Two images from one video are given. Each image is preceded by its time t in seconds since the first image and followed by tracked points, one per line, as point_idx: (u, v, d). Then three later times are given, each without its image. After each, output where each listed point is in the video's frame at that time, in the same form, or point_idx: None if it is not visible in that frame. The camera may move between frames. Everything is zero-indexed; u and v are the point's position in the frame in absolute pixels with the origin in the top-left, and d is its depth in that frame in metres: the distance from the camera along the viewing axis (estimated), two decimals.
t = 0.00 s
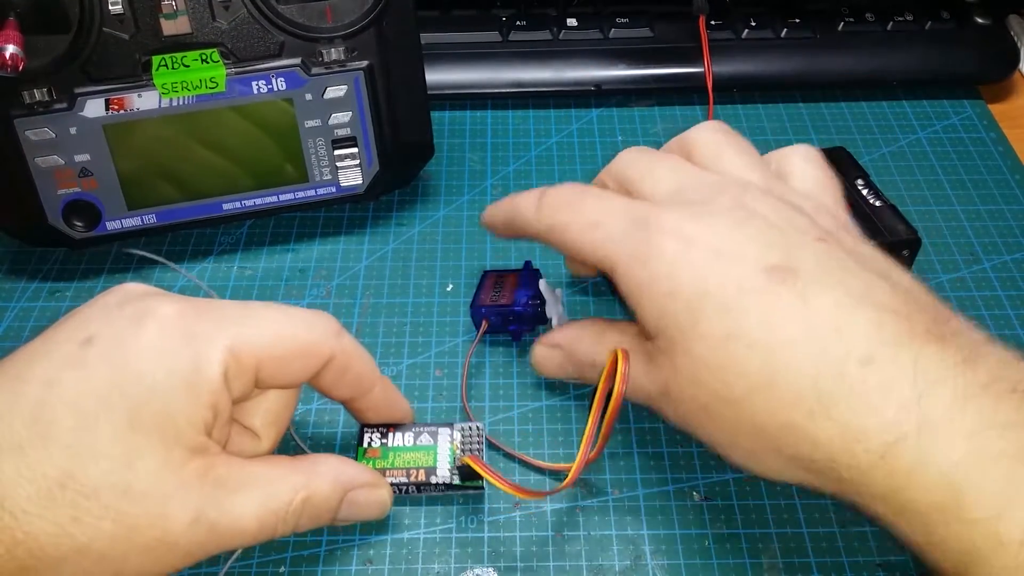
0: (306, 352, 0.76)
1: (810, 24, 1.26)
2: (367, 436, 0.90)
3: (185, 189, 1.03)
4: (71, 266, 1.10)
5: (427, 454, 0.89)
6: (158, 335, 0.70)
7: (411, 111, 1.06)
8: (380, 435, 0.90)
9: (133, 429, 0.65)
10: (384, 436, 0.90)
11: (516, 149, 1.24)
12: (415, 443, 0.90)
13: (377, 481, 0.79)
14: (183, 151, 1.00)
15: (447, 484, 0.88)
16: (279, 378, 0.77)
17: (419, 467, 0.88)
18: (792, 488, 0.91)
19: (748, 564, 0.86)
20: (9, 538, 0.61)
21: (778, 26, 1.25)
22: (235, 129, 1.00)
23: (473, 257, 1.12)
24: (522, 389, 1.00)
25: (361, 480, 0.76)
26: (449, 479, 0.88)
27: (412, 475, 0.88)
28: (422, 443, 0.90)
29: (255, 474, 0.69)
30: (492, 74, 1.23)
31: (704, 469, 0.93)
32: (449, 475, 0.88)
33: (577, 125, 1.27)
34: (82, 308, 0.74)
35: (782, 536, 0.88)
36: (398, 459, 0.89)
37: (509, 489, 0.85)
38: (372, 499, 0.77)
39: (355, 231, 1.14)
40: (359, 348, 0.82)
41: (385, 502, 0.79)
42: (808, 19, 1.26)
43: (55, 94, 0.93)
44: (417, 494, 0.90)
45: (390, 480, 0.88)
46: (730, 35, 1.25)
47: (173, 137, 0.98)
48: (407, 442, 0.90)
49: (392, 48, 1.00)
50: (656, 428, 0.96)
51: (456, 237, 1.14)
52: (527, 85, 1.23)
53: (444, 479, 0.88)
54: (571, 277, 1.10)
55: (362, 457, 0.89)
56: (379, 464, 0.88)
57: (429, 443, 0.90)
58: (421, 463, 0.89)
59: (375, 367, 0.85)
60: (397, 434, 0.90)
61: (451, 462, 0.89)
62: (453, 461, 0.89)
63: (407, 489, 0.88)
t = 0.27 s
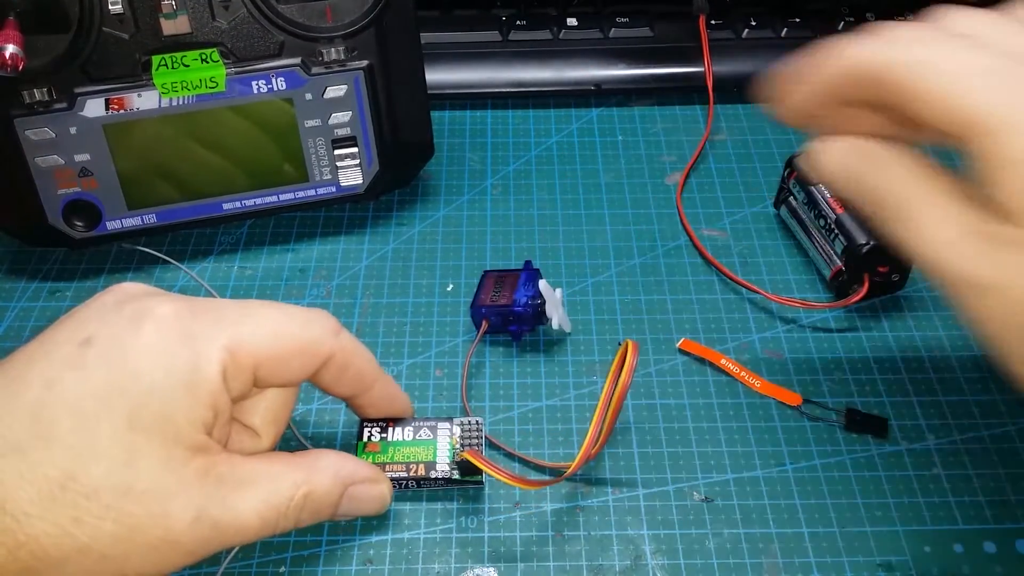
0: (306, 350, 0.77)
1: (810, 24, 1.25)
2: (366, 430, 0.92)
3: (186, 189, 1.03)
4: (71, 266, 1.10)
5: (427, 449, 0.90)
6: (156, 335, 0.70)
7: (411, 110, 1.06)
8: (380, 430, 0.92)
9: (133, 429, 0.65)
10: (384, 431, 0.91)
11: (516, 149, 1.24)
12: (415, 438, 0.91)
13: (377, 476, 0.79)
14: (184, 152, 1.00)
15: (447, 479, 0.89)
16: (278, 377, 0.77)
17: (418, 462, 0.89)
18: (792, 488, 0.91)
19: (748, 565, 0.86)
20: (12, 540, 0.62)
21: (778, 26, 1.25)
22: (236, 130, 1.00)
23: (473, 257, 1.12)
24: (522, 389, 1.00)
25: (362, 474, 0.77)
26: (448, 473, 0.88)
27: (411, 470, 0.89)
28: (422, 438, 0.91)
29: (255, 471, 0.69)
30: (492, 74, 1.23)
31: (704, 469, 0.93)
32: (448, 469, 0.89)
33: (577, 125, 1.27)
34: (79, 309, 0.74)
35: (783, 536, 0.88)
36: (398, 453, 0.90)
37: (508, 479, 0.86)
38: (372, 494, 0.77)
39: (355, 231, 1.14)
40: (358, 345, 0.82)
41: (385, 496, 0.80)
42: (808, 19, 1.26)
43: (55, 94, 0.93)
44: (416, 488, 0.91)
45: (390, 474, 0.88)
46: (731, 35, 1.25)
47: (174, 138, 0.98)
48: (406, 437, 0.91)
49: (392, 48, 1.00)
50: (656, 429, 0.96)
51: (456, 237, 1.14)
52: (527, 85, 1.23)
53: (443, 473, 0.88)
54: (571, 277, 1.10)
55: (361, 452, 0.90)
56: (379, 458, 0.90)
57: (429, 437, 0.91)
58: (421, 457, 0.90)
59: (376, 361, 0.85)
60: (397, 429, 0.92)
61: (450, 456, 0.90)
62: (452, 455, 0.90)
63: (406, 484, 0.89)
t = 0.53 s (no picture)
0: (324, 343, 0.76)
1: (810, 24, 1.25)
2: (383, 428, 0.91)
3: (189, 189, 1.04)
4: (71, 266, 1.10)
5: (444, 450, 0.90)
6: (173, 339, 0.71)
7: (411, 110, 1.06)
8: (397, 429, 0.91)
9: (153, 436, 0.65)
10: (401, 430, 0.91)
11: (516, 149, 1.24)
12: (432, 438, 0.91)
13: (396, 479, 0.79)
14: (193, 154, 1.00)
15: (465, 481, 0.89)
16: (297, 373, 0.77)
17: (437, 464, 0.89)
18: (792, 488, 0.91)
19: (748, 565, 0.86)
20: (37, 553, 0.61)
21: (778, 26, 1.25)
22: (246, 132, 1.00)
23: (473, 257, 1.12)
24: (522, 389, 1.00)
25: (379, 479, 0.77)
26: (467, 476, 0.89)
27: (430, 472, 0.89)
28: (439, 437, 0.91)
29: (279, 476, 0.70)
30: (492, 73, 1.23)
31: (704, 469, 0.93)
32: (467, 472, 0.89)
33: (577, 125, 1.27)
34: (96, 314, 0.74)
35: (782, 536, 0.88)
36: (416, 455, 0.90)
37: (520, 502, 0.84)
38: (391, 497, 0.78)
39: (355, 231, 1.14)
40: (378, 333, 0.81)
41: (403, 500, 0.80)
42: (808, 19, 1.26)
43: (55, 94, 0.93)
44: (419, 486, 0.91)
45: (409, 476, 0.89)
46: (731, 35, 1.25)
47: (182, 140, 0.99)
48: (423, 436, 0.91)
49: (391, 48, 1.00)
50: (656, 429, 0.96)
51: (456, 237, 1.14)
52: (527, 85, 1.23)
53: (462, 476, 0.89)
54: (571, 278, 1.10)
55: (379, 452, 0.90)
56: (398, 459, 0.90)
57: (446, 437, 0.91)
58: (439, 459, 0.90)
59: (398, 351, 0.84)
60: (414, 428, 0.91)
61: (469, 458, 0.90)
62: (470, 456, 0.90)
63: (424, 484, 0.90)
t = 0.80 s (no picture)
0: (316, 323, 0.76)
1: (810, 24, 1.26)
2: (374, 425, 0.91)
3: (188, 189, 1.03)
4: (71, 266, 1.10)
5: (436, 445, 0.90)
6: (167, 335, 0.70)
7: (411, 110, 1.06)
8: (387, 425, 0.91)
9: (148, 432, 0.66)
10: (391, 425, 0.91)
11: (516, 150, 1.24)
12: (423, 433, 0.91)
13: (389, 473, 0.79)
14: (188, 150, 1.00)
15: (459, 475, 0.90)
16: (292, 357, 0.76)
17: (429, 460, 0.90)
18: (792, 488, 0.91)
19: (748, 565, 0.86)
20: (33, 546, 0.62)
21: (778, 26, 1.25)
22: (242, 126, 1.00)
23: (473, 257, 1.12)
24: (522, 390, 1.00)
25: (374, 472, 0.77)
26: (460, 471, 0.90)
27: (422, 467, 0.90)
28: (430, 432, 0.90)
29: (276, 469, 0.70)
30: (492, 74, 1.23)
31: (704, 469, 0.93)
32: (460, 467, 0.90)
33: (577, 125, 1.28)
34: (90, 313, 0.74)
35: (782, 536, 0.88)
36: (407, 450, 0.90)
37: (504, 513, 0.86)
38: (385, 491, 0.78)
39: (355, 231, 1.14)
40: (370, 311, 0.81)
41: (398, 494, 0.80)
42: (808, 19, 1.26)
43: (55, 94, 0.93)
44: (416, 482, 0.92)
45: (402, 471, 0.90)
46: (730, 36, 1.25)
47: (179, 137, 0.98)
48: (415, 432, 0.90)
49: (391, 48, 1.00)
50: (656, 429, 0.96)
51: (456, 237, 1.14)
52: (527, 85, 1.23)
53: (455, 471, 0.90)
54: (571, 278, 1.10)
55: (370, 448, 0.90)
56: (389, 456, 0.90)
57: (437, 432, 0.90)
58: (430, 454, 0.90)
59: (389, 328, 0.84)
60: (405, 423, 0.90)
61: (459, 452, 0.90)
62: (462, 451, 0.90)
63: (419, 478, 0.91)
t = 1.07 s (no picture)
0: (316, 321, 0.76)
1: (810, 24, 1.26)
2: (373, 426, 0.91)
3: (188, 189, 1.03)
4: (71, 266, 1.10)
5: (436, 445, 0.90)
6: (167, 335, 0.70)
7: (411, 110, 1.06)
8: (386, 425, 0.90)
9: (149, 433, 0.66)
10: (390, 426, 0.90)
11: (516, 150, 1.24)
12: (422, 432, 0.90)
13: (390, 472, 0.80)
14: (188, 150, 1.00)
15: (459, 473, 0.90)
16: (292, 355, 0.76)
17: (428, 459, 0.90)
18: (792, 488, 0.91)
19: (748, 565, 0.86)
20: (34, 546, 0.63)
21: (778, 26, 1.25)
22: (243, 125, 1.00)
23: (473, 257, 1.12)
24: (522, 390, 1.00)
25: (374, 472, 0.77)
26: (459, 470, 0.90)
27: (422, 466, 0.90)
28: (429, 432, 0.90)
29: (276, 469, 0.70)
30: (492, 74, 1.23)
31: (704, 469, 0.93)
32: (459, 465, 0.90)
33: (577, 125, 1.28)
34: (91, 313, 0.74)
35: (783, 536, 0.88)
36: (407, 450, 0.90)
37: (502, 513, 0.85)
38: (385, 490, 0.78)
39: (355, 231, 1.14)
40: (370, 307, 0.81)
41: (398, 493, 0.80)
42: (808, 19, 1.26)
43: (55, 94, 0.93)
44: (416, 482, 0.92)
45: (403, 471, 0.91)
46: (730, 36, 1.25)
47: (179, 136, 0.98)
48: (414, 432, 0.90)
49: (391, 48, 1.00)
50: (656, 429, 0.96)
51: (456, 237, 1.14)
52: (527, 85, 1.23)
53: (454, 469, 0.90)
54: (571, 278, 1.10)
55: (370, 448, 0.90)
56: (390, 456, 0.90)
57: (436, 432, 0.90)
58: (430, 453, 0.90)
59: (389, 324, 0.84)
60: (404, 423, 0.90)
61: (459, 451, 0.90)
62: (461, 450, 0.90)
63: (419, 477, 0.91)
